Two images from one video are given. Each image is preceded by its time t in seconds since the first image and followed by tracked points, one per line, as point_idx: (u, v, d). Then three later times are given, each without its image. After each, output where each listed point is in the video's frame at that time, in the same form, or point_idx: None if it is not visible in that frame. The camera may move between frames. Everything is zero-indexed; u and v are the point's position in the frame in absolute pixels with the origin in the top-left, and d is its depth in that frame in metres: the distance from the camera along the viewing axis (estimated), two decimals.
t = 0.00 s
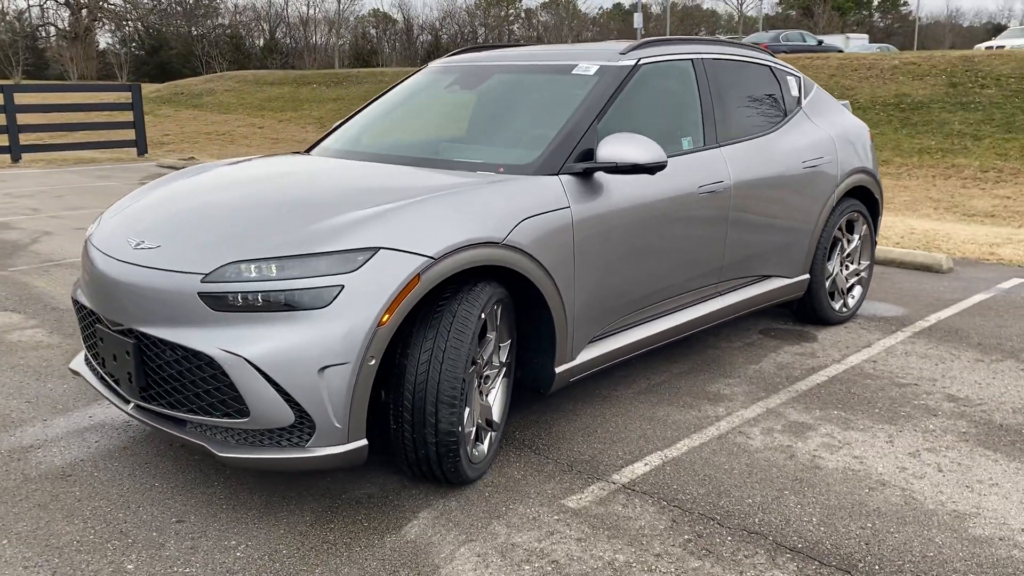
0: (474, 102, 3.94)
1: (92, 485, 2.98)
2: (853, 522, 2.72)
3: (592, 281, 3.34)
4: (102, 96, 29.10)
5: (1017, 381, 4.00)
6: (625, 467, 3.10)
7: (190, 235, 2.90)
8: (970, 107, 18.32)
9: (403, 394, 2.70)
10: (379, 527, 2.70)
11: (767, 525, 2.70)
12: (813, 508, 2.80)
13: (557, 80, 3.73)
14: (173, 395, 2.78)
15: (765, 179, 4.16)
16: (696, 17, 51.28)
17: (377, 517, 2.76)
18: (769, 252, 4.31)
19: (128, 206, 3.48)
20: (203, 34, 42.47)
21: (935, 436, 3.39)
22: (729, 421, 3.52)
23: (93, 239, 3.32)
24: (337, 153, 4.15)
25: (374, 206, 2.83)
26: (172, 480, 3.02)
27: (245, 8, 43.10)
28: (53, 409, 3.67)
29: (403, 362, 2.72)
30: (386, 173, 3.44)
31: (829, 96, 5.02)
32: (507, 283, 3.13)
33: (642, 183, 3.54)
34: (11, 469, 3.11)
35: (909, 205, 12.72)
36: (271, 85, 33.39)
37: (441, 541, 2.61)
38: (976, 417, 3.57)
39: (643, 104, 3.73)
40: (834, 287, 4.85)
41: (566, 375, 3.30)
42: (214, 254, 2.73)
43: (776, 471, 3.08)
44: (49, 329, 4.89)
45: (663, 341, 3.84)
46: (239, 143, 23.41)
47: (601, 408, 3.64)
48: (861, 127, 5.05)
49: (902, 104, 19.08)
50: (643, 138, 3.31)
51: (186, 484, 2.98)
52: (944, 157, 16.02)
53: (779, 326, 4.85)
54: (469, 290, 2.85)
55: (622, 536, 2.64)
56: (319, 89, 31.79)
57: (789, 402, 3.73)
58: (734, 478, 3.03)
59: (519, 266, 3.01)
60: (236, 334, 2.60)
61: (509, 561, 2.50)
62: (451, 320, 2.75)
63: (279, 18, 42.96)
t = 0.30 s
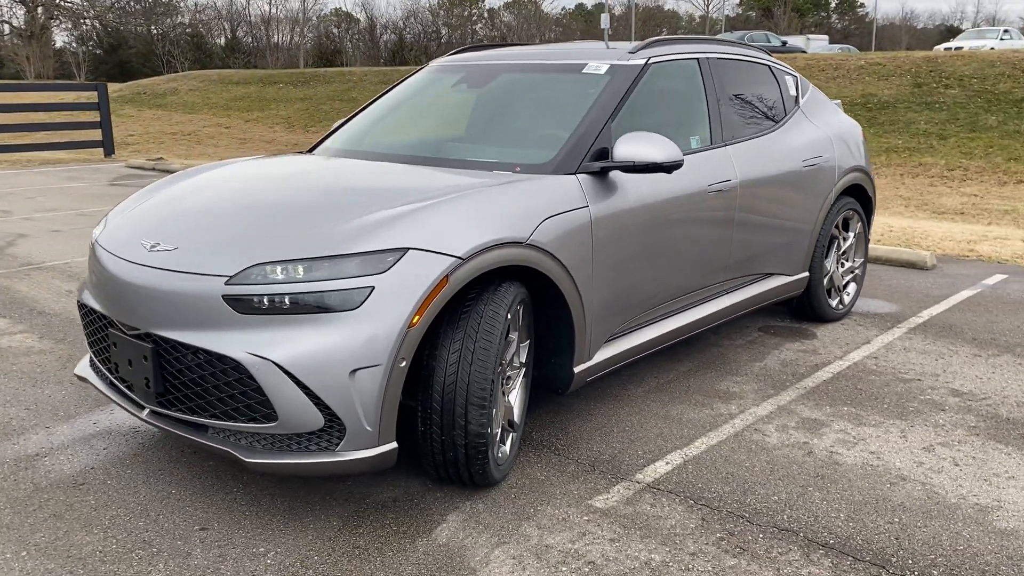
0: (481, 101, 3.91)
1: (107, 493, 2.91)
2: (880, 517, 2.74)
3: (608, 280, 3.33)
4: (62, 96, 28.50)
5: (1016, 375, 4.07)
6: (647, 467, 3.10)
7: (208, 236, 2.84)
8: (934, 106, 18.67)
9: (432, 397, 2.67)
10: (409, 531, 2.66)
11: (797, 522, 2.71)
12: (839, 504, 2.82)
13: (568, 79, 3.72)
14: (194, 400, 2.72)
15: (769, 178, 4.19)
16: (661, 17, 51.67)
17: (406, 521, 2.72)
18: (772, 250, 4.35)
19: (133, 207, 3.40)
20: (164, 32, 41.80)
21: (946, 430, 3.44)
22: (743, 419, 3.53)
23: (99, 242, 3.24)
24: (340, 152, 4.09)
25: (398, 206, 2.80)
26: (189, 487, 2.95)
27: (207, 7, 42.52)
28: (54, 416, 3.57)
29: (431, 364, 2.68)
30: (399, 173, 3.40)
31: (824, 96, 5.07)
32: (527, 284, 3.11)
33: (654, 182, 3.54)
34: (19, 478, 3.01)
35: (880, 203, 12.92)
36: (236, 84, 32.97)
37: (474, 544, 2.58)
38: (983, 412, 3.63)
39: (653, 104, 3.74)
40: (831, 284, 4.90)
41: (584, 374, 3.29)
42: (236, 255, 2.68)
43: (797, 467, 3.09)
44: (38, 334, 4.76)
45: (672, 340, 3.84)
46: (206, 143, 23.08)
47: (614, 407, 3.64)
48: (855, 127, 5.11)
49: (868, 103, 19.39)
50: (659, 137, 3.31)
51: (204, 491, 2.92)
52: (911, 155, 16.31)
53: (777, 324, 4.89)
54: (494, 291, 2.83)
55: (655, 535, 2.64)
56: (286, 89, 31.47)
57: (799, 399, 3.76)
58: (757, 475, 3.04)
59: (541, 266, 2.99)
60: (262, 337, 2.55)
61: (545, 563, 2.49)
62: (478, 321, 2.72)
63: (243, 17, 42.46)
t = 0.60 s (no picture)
0: (491, 105, 3.92)
1: (132, 504, 2.87)
2: (905, 512, 2.80)
3: (626, 284, 3.36)
4: (20, 97, 27.87)
5: (1013, 371, 4.19)
6: (671, 467, 3.13)
7: (233, 242, 2.82)
8: (899, 107, 19.04)
9: (467, 401, 2.68)
10: (445, 535, 2.67)
11: (825, 519, 2.76)
12: (863, 500, 2.88)
13: (580, 83, 3.75)
14: (224, 408, 2.70)
15: (773, 180, 4.25)
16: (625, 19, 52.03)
17: (441, 526, 2.73)
18: (774, 251, 4.41)
19: (145, 213, 3.36)
20: (124, 32, 41.09)
21: (954, 426, 3.52)
22: (757, 418, 3.59)
23: (113, 248, 3.19)
24: (347, 155, 4.07)
25: (428, 211, 2.80)
26: (215, 496, 2.92)
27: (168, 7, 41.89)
28: (64, 426, 3.51)
29: (464, 368, 2.69)
30: (416, 176, 3.40)
31: (817, 99, 5.17)
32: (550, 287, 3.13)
33: (667, 185, 3.58)
34: (38, 490, 2.96)
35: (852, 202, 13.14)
36: (200, 85, 32.54)
37: (513, 547, 2.60)
38: (987, 407, 3.72)
39: (665, 107, 3.77)
40: (827, 284, 4.98)
41: (604, 377, 3.31)
42: (268, 262, 2.66)
43: (817, 465, 3.15)
44: (32, 342, 4.67)
45: (682, 341, 3.88)
46: (171, 144, 22.73)
47: (629, 409, 3.67)
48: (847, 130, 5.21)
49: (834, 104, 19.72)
50: (677, 141, 3.34)
51: (231, 499, 2.89)
52: (878, 156, 16.62)
53: (776, 324, 4.97)
54: (523, 294, 2.84)
55: (690, 536, 2.67)
56: (250, 90, 31.11)
57: (808, 398, 3.83)
58: (780, 473, 3.09)
59: (568, 269, 3.01)
60: (299, 344, 2.54)
61: (586, 565, 2.51)
62: (511, 325, 2.74)
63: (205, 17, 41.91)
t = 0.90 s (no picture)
0: (495, 105, 3.91)
1: (151, 514, 2.81)
2: (926, 505, 2.85)
3: (640, 284, 3.36)
4: None
5: (1007, 364, 4.28)
6: (691, 465, 3.14)
7: (253, 246, 2.77)
8: (862, 106, 19.38)
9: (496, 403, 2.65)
10: (476, 538, 2.65)
11: (850, 512, 2.80)
12: (883, 494, 2.92)
13: (587, 83, 3.75)
14: (249, 414, 2.65)
15: (773, 179, 4.29)
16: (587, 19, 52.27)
17: (470, 528, 2.71)
18: (773, 250, 4.45)
19: (150, 217, 3.29)
20: (77, 32, 40.24)
21: (960, 418, 3.59)
22: (767, 415, 3.62)
23: (122, 253, 3.12)
24: (348, 156, 4.02)
25: (452, 213, 2.78)
26: (236, 503, 2.87)
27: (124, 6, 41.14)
28: (68, 435, 3.42)
29: (493, 369, 2.67)
30: (427, 178, 3.37)
31: (807, 99, 5.23)
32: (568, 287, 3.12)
33: (676, 184, 3.60)
34: (51, 501, 2.88)
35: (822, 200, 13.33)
36: (159, 86, 31.99)
37: (546, 548, 2.59)
38: (988, 400, 3.80)
39: (671, 107, 3.78)
40: (820, 280, 5.04)
41: (620, 377, 3.30)
42: (293, 264, 2.62)
43: (833, 460, 3.19)
44: (20, 350, 4.54)
45: (689, 340, 3.90)
46: (132, 146, 22.32)
47: (640, 407, 3.68)
48: (837, 129, 5.28)
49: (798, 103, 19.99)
50: (688, 140, 3.34)
51: (252, 507, 2.85)
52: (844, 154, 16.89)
53: (771, 320, 5.02)
54: (548, 295, 2.83)
55: (720, 532, 2.68)
56: (212, 90, 30.66)
57: (814, 394, 3.87)
58: (798, 468, 3.12)
59: (588, 269, 3.00)
60: (329, 348, 2.51)
61: (622, 564, 2.51)
62: (538, 325, 2.72)
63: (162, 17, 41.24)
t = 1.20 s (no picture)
0: (500, 102, 3.86)
1: (170, 526, 2.71)
2: (951, 497, 2.87)
3: (656, 283, 3.33)
4: None
5: (1003, 356, 4.35)
6: (713, 463, 3.13)
7: (273, 248, 2.68)
8: (822, 104, 19.68)
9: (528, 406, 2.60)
10: (510, 542, 2.60)
11: (878, 507, 2.81)
12: (908, 488, 2.94)
13: (595, 79, 3.71)
14: (275, 420, 2.57)
15: (774, 177, 4.30)
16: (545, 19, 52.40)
17: (502, 533, 2.66)
18: (773, 248, 4.47)
19: (153, 220, 3.17)
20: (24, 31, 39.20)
21: (968, 410, 3.63)
22: (780, 411, 3.62)
23: (127, 257, 3.00)
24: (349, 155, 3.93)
25: (478, 212, 2.72)
26: (257, 513, 2.79)
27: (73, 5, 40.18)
28: (68, 446, 3.30)
29: (524, 371, 2.62)
30: (440, 178, 3.31)
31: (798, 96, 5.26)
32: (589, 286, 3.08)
33: (688, 182, 3.58)
34: (62, 516, 2.77)
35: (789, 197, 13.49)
36: (112, 86, 31.28)
37: (583, 551, 2.55)
38: (991, 392, 3.86)
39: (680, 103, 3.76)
40: (814, 276, 5.07)
41: (639, 376, 3.27)
42: (320, 267, 2.54)
43: (853, 455, 3.20)
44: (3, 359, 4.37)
45: (698, 338, 3.88)
46: (87, 148, 21.78)
47: (653, 406, 3.66)
48: (827, 126, 5.33)
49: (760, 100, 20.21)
50: (701, 137, 3.34)
51: (273, 517, 2.76)
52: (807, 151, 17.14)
53: (766, 317, 5.04)
54: (575, 294, 2.79)
55: (754, 531, 2.67)
56: (167, 90, 30.07)
57: (822, 389, 3.89)
58: (819, 464, 3.12)
59: (612, 268, 2.97)
60: (362, 351, 2.44)
61: (662, 566, 2.48)
62: (568, 325, 2.68)
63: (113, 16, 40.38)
